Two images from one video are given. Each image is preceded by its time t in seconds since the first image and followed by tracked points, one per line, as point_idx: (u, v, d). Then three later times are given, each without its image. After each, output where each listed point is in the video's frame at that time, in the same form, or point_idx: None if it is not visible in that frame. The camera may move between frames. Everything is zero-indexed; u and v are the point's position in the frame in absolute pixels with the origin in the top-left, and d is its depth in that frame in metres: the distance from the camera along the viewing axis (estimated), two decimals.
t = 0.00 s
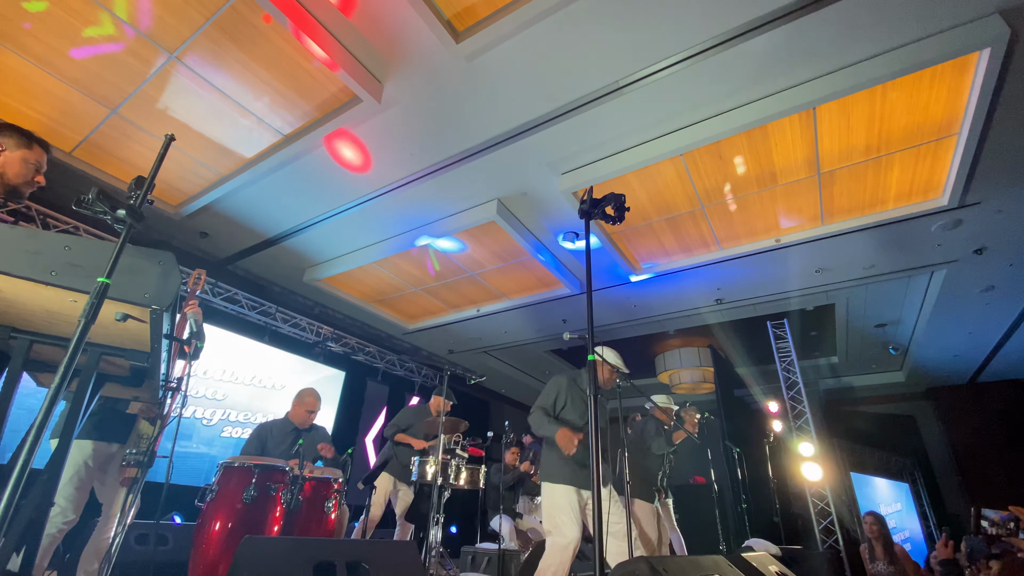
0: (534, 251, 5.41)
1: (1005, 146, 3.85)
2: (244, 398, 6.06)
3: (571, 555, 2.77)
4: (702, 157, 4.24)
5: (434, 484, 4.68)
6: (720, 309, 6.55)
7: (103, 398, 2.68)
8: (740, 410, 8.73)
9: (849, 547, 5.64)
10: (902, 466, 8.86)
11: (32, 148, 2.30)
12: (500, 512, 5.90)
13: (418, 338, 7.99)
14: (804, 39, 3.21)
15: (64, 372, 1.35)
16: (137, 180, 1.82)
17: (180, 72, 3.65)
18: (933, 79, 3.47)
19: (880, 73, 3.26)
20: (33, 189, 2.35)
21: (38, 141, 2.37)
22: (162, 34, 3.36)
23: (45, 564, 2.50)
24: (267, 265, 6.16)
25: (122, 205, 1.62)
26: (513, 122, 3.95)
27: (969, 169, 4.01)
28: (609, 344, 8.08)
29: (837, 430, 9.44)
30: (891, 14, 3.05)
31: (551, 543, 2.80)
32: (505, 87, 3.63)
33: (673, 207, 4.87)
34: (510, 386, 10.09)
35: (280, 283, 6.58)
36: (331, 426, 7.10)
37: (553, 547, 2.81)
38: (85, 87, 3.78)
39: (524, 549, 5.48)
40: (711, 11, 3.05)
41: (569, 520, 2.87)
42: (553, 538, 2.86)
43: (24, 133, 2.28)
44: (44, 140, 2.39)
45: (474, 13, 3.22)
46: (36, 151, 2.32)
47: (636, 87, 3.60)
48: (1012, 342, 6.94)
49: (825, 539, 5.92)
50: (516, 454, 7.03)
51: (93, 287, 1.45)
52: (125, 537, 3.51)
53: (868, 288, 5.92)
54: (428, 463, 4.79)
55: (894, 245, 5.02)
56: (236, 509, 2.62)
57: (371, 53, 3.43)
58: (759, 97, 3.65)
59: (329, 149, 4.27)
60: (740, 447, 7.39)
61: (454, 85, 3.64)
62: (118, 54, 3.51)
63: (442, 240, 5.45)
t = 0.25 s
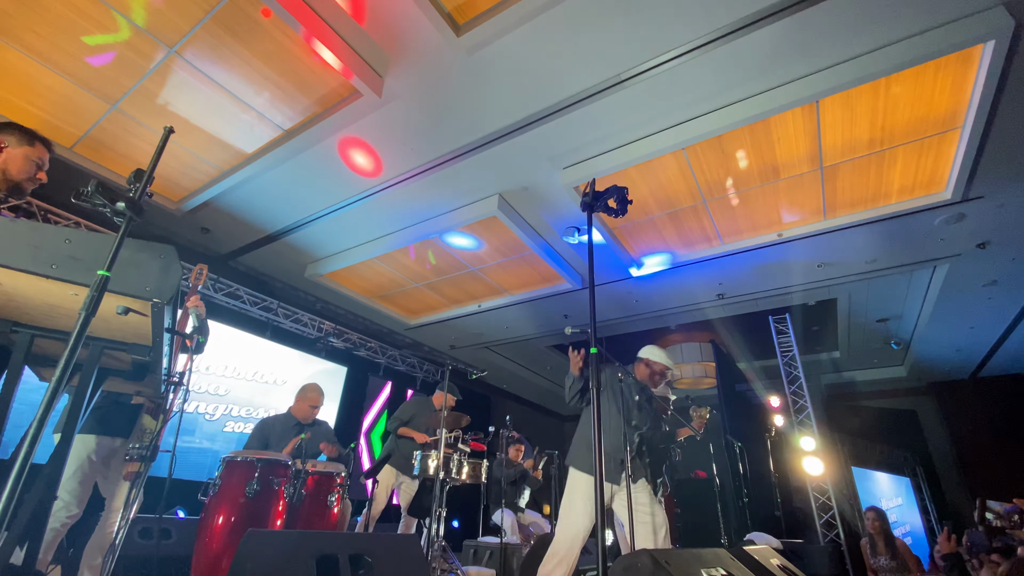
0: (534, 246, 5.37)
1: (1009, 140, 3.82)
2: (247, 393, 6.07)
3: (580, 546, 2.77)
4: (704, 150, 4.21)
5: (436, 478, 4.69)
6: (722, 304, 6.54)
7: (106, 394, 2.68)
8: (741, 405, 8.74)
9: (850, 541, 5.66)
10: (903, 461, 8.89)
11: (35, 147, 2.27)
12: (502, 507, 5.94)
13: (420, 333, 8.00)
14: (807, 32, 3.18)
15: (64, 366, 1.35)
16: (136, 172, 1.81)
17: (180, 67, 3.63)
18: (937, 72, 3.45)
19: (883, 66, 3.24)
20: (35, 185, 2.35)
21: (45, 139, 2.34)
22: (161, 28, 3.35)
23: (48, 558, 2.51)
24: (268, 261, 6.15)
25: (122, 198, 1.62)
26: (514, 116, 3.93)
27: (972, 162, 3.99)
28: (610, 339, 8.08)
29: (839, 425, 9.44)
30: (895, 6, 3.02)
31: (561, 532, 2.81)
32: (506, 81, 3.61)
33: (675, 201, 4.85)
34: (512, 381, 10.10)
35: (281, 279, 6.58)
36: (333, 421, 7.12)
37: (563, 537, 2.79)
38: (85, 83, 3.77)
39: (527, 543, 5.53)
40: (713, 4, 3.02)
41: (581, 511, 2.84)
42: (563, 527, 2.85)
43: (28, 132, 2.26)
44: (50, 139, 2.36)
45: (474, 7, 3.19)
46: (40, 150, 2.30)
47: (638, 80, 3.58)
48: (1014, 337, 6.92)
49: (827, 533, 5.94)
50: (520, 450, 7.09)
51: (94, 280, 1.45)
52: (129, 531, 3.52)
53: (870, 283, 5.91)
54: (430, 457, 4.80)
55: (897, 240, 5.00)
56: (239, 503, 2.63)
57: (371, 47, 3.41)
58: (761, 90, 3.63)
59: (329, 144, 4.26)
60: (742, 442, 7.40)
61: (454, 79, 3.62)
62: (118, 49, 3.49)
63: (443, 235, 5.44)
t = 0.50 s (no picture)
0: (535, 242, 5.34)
1: (1012, 133, 3.80)
2: (248, 388, 6.09)
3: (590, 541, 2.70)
4: (705, 144, 4.19)
5: (437, 472, 4.70)
6: (723, 299, 6.53)
7: (110, 388, 2.71)
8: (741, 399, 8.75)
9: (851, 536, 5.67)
10: (903, 455, 8.89)
11: (39, 146, 2.27)
12: (502, 500, 5.97)
13: (421, 329, 8.00)
14: (810, 24, 3.16)
15: (64, 359, 1.35)
16: (134, 164, 1.80)
17: (179, 62, 3.61)
18: (940, 65, 3.43)
19: (886, 58, 3.21)
20: (37, 183, 2.34)
21: (49, 138, 2.34)
22: (160, 22, 3.33)
23: (51, 551, 2.52)
24: (268, 256, 6.15)
25: (120, 189, 1.61)
26: (515, 110, 3.91)
27: (974, 156, 3.97)
28: (611, 333, 8.09)
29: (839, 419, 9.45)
30: None
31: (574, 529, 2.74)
32: (506, 74, 3.59)
33: (676, 196, 4.83)
34: (513, 376, 10.11)
35: (282, 274, 6.58)
36: (334, 416, 7.13)
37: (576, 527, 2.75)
38: (84, 77, 3.75)
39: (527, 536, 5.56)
40: None
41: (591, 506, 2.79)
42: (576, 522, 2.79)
43: (33, 131, 2.25)
44: (54, 138, 2.35)
45: None
46: (44, 149, 2.29)
47: (639, 73, 3.56)
48: (1016, 331, 6.91)
49: (827, 526, 5.96)
50: (521, 444, 7.14)
51: (92, 272, 1.44)
52: (132, 524, 3.54)
53: (872, 277, 5.90)
54: (430, 451, 4.81)
55: (899, 234, 4.99)
56: (241, 497, 2.64)
57: (371, 40, 3.39)
58: (763, 84, 3.60)
59: (329, 139, 4.24)
60: (742, 436, 7.41)
61: (455, 73, 3.60)
62: (116, 43, 3.47)
63: (444, 230, 5.43)
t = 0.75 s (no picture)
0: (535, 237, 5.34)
1: (1014, 127, 3.78)
2: (248, 383, 6.09)
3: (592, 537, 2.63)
4: (706, 138, 4.17)
5: (437, 467, 4.72)
6: (723, 293, 6.53)
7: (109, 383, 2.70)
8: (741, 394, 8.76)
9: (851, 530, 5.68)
10: (903, 450, 9.01)
11: (29, 126, 2.26)
12: (502, 494, 6.00)
13: (421, 324, 8.00)
14: (812, 17, 3.14)
15: (62, 352, 1.35)
16: (132, 155, 1.79)
17: (177, 55, 3.59)
18: (943, 58, 3.40)
19: (888, 51, 3.19)
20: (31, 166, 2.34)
21: (38, 120, 2.33)
22: (158, 15, 3.30)
23: (53, 543, 2.53)
24: (268, 252, 6.14)
25: (118, 180, 1.61)
26: (515, 104, 3.89)
27: (976, 150, 3.96)
28: (611, 328, 8.09)
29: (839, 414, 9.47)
30: None
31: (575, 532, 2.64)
32: (507, 67, 3.57)
33: (677, 190, 4.82)
34: (513, 371, 10.12)
35: (282, 269, 6.58)
36: (334, 410, 7.14)
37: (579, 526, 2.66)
38: (82, 71, 3.73)
39: (527, 530, 5.59)
40: None
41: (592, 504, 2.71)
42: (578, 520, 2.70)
43: (20, 111, 2.24)
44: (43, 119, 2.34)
45: None
46: (34, 129, 2.29)
47: (640, 66, 3.54)
48: (1016, 326, 6.90)
49: (826, 520, 5.99)
50: (521, 439, 7.17)
51: (91, 263, 1.44)
52: (133, 517, 3.55)
53: (872, 272, 5.89)
54: (431, 445, 4.83)
55: (900, 228, 4.97)
56: (241, 490, 2.63)
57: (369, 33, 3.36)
58: (764, 77, 3.58)
59: (329, 133, 4.22)
60: (742, 431, 7.42)
61: (455, 66, 3.58)
62: (114, 36, 3.45)
63: (444, 225, 5.42)
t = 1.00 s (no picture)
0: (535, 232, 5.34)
1: (1016, 121, 3.76)
2: (248, 378, 6.10)
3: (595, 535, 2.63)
4: (706, 133, 4.16)
5: (437, 461, 4.74)
6: (723, 289, 6.53)
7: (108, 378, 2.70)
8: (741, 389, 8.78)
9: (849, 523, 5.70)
10: (903, 445, 9.06)
11: (25, 120, 2.23)
12: (502, 489, 6.03)
13: (421, 319, 8.00)
14: (814, 10, 3.11)
15: (59, 347, 1.35)
16: (128, 150, 1.78)
17: (174, 50, 3.57)
18: (945, 51, 3.38)
19: (889, 45, 3.17)
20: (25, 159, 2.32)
21: (37, 113, 2.31)
22: (155, 9, 3.28)
23: (54, 537, 2.54)
24: (267, 247, 6.13)
25: (114, 173, 1.60)
26: (514, 98, 3.87)
27: (977, 144, 3.94)
28: (611, 324, 8.10)
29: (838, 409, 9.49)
30: None
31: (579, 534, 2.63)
32: (506, 61, 3.55)
33: (677, 185, 4.81)
34: (513, 367, 10.14)
35: (281, 265, 6.57)
36: (334, 406, 7.16)
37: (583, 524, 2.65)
38: (79, 66, 3.71)
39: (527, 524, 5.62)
40: None
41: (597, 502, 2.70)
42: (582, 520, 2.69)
43: (17, 104, 2.21)
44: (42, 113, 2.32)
45: None
46: (30, 123, 2.26)
47: (640, 60, 3.52)
48: (1016, 321, 6.90)
49: (824, 514, 6.02)
50: (520, 433, 7.18)
51: (88, 257, 1.44)
52: (134, 512, 3.57)
53: (872, 267, 5.89)
54: (431, 440, 4.84)
55: (900, 223, 4.96)
56: (241, 485, 2.65)
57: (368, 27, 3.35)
58: (765, 71, 3.56)
59: (327, 128, 4.20)
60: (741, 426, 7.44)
61: (454, 61, 3.56)
62: (111, 30, 3.43)
63: (443, 220, 5.41)
